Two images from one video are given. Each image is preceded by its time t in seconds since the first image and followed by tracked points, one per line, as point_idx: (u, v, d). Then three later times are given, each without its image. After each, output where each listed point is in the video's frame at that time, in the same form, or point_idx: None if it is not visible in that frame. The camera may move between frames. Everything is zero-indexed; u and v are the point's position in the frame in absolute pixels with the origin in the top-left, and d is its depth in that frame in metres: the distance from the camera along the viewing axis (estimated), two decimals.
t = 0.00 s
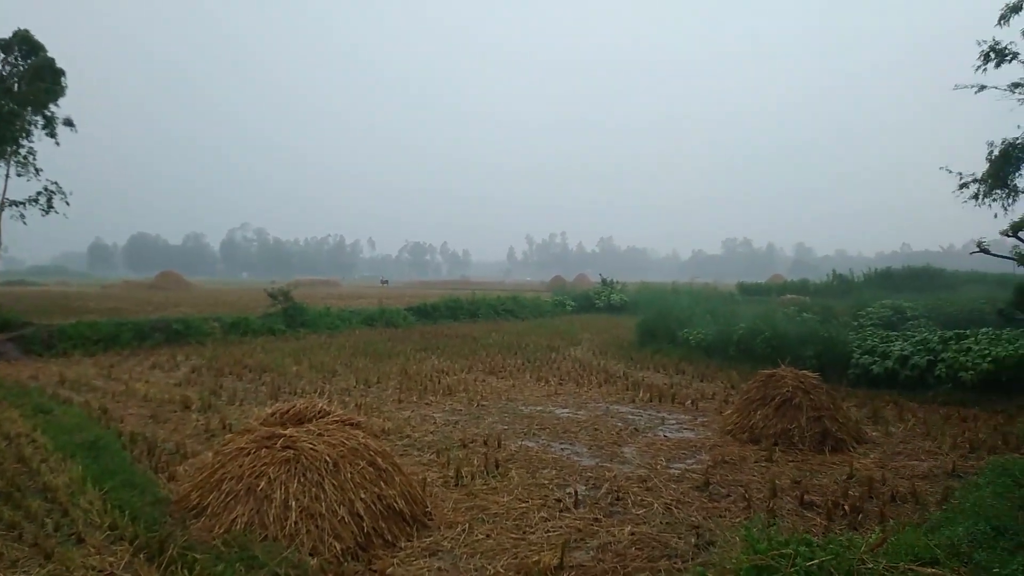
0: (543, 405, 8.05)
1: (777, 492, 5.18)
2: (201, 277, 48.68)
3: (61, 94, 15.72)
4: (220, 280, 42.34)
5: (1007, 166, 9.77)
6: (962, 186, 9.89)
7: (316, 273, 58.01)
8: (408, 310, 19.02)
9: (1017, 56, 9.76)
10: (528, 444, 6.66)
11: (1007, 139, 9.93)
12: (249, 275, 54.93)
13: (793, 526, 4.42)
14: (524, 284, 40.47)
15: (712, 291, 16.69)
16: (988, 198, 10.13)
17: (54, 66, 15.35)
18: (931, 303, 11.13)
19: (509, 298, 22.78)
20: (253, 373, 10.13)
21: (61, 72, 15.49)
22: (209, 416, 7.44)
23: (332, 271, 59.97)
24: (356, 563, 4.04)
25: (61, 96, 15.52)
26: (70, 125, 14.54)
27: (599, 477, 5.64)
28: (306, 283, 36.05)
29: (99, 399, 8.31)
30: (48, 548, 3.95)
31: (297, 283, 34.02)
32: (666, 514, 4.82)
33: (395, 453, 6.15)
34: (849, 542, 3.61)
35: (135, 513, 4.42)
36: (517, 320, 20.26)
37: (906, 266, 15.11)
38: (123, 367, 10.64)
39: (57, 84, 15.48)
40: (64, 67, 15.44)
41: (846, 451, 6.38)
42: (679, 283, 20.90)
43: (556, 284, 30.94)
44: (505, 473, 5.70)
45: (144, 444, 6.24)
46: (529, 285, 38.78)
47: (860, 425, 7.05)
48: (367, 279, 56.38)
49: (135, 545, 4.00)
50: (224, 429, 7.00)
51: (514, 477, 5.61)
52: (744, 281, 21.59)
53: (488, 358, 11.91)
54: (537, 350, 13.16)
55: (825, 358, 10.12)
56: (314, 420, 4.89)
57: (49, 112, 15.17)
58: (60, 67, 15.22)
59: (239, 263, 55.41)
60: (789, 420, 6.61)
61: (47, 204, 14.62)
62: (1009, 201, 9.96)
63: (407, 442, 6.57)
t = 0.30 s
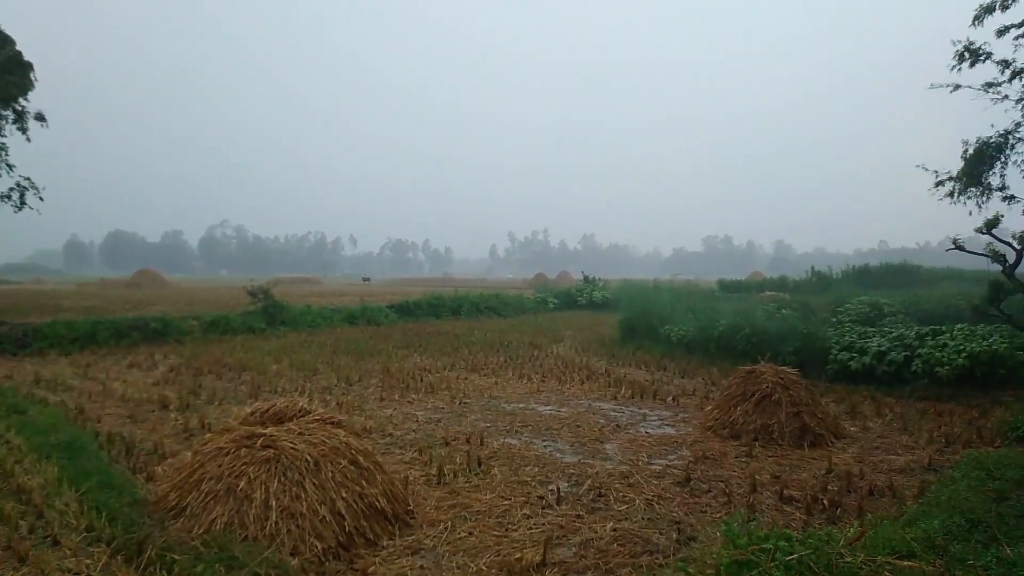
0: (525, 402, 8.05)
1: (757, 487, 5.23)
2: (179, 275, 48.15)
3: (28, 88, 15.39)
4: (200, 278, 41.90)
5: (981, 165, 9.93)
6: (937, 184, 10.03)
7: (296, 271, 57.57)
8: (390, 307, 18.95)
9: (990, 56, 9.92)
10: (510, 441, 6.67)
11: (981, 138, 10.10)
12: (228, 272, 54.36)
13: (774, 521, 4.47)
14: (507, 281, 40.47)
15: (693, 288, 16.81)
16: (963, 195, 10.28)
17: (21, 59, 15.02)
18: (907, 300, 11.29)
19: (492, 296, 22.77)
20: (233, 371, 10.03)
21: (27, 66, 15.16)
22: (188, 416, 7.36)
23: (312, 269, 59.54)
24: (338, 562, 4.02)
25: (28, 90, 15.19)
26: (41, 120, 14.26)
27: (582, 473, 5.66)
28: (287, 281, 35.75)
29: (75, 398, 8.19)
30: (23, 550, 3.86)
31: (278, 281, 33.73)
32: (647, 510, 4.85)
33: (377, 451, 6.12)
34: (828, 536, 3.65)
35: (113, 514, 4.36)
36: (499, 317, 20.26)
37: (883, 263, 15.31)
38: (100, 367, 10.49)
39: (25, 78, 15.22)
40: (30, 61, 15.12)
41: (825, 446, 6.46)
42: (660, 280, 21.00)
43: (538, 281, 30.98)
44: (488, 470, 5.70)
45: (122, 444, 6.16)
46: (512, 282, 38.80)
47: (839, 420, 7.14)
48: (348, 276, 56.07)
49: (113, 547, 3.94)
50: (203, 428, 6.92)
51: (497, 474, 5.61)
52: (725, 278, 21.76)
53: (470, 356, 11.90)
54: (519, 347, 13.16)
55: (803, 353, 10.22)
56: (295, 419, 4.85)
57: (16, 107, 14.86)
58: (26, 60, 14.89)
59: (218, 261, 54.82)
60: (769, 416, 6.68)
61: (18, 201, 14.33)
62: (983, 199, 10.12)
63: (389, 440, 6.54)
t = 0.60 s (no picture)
0: (518, 407, 8.04)
1: (750, 488, 5.24)
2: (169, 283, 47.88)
3: (11, 96, 15.28)
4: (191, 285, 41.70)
5: (968, 166, 10.01)
6: (925, 185, 10.11)
7: (286, 278, 57.33)
8: (382, 313, 18.90)
9: (975, 59, 10.02)
10: (503, 446, 6.66)
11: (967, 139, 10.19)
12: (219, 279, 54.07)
13: (767, 523, 4.47)
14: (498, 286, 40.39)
15: (684, 291, 16.85)
16: (950, 196, 10.37)
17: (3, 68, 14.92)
18: (896, 301, 11.36)
19: (484, 300, 22.74)
20: (223, 379, 9.97)
21: (11, 74, 15.06)
22: (179, 425, 7.31)
23: (304, 275, 59.35)
24: (331, 570, 4.00)
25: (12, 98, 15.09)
26: (26, 128, 14.16)
27: (575, 477, 5.66)
28: (278, 288, 35.56)
29: (65, 408, 8.12)
30: (9, 563, 3.75)
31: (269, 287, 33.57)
32: (641, 513, 4.85)
33: (370, 458, 6.09)
34: (821, 537, 3.66)
35: (104, 525, 4.32)
36: (491, 322, 20.24)
37: (872, 264, 15.40)
38: (90, 376, 10.41)
39: (7, 86, 15.14)
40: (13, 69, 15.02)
41: (817, 447, 6.48)
42: (652, 283, 21.04)
43: (530, 285, 31.00)
44: (481, 476, 5.69)
45: (112, 454, 6.11)
46: (503, 287, 38.73)
47: (830, 421, 7.16)
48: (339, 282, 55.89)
49: (103, 558, 3.90)
50: (194, 437, 6.88)
51: (490, 479, 5.60)
52: (716, 281, 21.82)
53: (463, 361, 11.87)
54: (512, 352, 13.15)
55: (794, 355, 10.26)
56: (286, 426, 4.83)
57: None
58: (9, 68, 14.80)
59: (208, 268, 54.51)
60: (761, 418, 6.70)
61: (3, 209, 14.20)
62: (970, 199, 10.21)
63: (382, 447, 6.52)
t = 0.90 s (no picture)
0: (511, 409, 8.02)
1: (741, 490, 5.25)
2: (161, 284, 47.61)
3: None
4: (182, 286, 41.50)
5: (958, 168, 10.07)
6: (916, 187, 10.17)
7: (278, 279, 57.12)
8: (374, 315, 18.86)
9: (965, 62, 10.10)
10: (495, 448, 6.65)
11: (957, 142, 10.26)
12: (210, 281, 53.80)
13: (758, 524, 4.48)
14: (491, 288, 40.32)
15: (676, 293, 16.89)
16: (941, 198, 10.43)
17: None
18: (887, 302, 11.41)
19: (476, 302, 22.71)
20: (214, 381, 9.92)
21: None
22: (170, 427, 7.28)
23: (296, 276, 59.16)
24: (321, 573, 3.99)
25: None
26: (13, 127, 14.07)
27: (567, 479, 5.65)
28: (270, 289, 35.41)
29: (54, 411, 8.06)
30: None
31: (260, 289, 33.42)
32: (633, 515, 4.85)
33: (362, 461, 6.07)
34: (812, 539, 3.66)
35: (92, 528, 4.29)
36: (484, 324, 20.22)
37: (863, 266, 15.47)
38: (79, 378, 10.34)
39: None
40: None
41: (808, 449, 6.50)
42: (645, 285, 21.07)
43: (523, 287, 31.01)
44: (473, 478, 5.67)
45: (101, 457, 6.07)
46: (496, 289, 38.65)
47: (822, 422, 7.19)
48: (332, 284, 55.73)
49: (92, 562, 3.87)
50: (184, 439, 6.84)
51: (482, 482, 5.59)
52: (709, 282, 21.87)
53: (455, 363, 11.85)
54: (504, 353, 13.14)
55: (786, 357, 10.28)
56: (277, 429, 4.81)
57: None
58: None
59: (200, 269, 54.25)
60: (752, 419, 6.71)
61: None
62: (961, 202, 10.28)
63: (373, 449, 6.50)
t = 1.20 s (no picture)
0: (500, 408, 8.02)
1: (729, 488, 5.27)
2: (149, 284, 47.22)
3: None
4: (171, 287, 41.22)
5: (944, 168, 10.15)
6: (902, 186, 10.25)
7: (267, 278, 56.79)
8: (364, 315, 18.80)
9: (950, 62, 10.18)
10: (485, 448, 6.64)
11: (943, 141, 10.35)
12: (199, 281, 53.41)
13: (746, 523, 4.49)
14: (480, 288, 40.26)
15: (666, 292, 16.93)
16: (927, 198, 10.52)
17: None
18: (874, 301, 11.48)
19: (466, 302, 22.66)
20: (202, 383, 9.85)
21: None
22: (157, 429, 7.22)
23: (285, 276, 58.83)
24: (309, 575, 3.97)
25: None
26: None
27: (557, 479, 5.65)
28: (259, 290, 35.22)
29: (39, 413, 7.98)
30: None
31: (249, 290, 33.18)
32: (621, 514, 4.86)
33: (350, 462, 6.05)
34: (798, 537, 3.68)
35: (76, 531, 4.25)
36: (474, 324, 20.20)
37: (851, 265, 15.57)
38: (65, 380, 10.24)
39: None
40: None
41: (795, 447, 6.53)
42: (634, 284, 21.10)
43: (513, 287, 30.97)
44: (462, 478, 5.66)
45: (87, 459, 6.01)
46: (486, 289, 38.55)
47: (809, 420, 7.22)
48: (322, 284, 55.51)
49: (76, 566, 3.83)
50: (171, 441, 6.79)
51: (472, 482, 5.58)
52: (698, 282, 21.93)
53: (445, 363, 11.82)
54: (494, 353, 13.12)
55: (774, 355, 10.32)
56: (264, 430, 4.78)
57: None
58: None
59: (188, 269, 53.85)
60: (741, 418, 6.74)
61: None
62: (946, 201, 10.36)
63: (362, 450, 6.48)
